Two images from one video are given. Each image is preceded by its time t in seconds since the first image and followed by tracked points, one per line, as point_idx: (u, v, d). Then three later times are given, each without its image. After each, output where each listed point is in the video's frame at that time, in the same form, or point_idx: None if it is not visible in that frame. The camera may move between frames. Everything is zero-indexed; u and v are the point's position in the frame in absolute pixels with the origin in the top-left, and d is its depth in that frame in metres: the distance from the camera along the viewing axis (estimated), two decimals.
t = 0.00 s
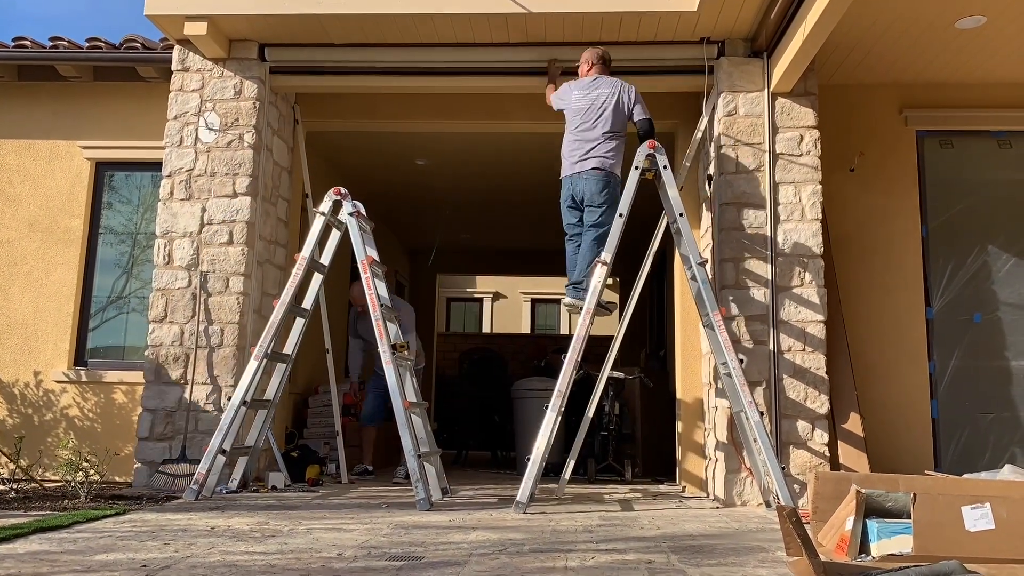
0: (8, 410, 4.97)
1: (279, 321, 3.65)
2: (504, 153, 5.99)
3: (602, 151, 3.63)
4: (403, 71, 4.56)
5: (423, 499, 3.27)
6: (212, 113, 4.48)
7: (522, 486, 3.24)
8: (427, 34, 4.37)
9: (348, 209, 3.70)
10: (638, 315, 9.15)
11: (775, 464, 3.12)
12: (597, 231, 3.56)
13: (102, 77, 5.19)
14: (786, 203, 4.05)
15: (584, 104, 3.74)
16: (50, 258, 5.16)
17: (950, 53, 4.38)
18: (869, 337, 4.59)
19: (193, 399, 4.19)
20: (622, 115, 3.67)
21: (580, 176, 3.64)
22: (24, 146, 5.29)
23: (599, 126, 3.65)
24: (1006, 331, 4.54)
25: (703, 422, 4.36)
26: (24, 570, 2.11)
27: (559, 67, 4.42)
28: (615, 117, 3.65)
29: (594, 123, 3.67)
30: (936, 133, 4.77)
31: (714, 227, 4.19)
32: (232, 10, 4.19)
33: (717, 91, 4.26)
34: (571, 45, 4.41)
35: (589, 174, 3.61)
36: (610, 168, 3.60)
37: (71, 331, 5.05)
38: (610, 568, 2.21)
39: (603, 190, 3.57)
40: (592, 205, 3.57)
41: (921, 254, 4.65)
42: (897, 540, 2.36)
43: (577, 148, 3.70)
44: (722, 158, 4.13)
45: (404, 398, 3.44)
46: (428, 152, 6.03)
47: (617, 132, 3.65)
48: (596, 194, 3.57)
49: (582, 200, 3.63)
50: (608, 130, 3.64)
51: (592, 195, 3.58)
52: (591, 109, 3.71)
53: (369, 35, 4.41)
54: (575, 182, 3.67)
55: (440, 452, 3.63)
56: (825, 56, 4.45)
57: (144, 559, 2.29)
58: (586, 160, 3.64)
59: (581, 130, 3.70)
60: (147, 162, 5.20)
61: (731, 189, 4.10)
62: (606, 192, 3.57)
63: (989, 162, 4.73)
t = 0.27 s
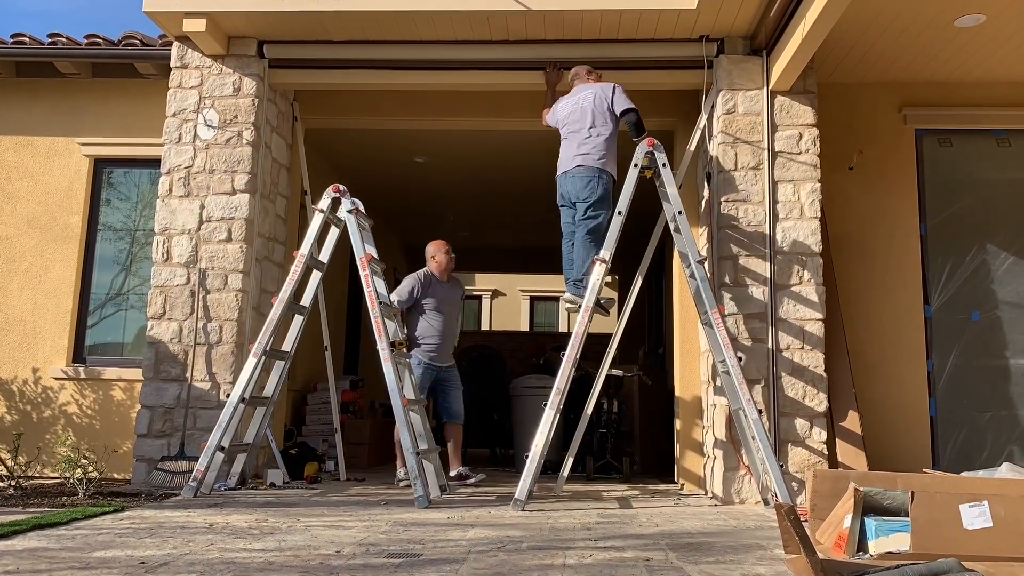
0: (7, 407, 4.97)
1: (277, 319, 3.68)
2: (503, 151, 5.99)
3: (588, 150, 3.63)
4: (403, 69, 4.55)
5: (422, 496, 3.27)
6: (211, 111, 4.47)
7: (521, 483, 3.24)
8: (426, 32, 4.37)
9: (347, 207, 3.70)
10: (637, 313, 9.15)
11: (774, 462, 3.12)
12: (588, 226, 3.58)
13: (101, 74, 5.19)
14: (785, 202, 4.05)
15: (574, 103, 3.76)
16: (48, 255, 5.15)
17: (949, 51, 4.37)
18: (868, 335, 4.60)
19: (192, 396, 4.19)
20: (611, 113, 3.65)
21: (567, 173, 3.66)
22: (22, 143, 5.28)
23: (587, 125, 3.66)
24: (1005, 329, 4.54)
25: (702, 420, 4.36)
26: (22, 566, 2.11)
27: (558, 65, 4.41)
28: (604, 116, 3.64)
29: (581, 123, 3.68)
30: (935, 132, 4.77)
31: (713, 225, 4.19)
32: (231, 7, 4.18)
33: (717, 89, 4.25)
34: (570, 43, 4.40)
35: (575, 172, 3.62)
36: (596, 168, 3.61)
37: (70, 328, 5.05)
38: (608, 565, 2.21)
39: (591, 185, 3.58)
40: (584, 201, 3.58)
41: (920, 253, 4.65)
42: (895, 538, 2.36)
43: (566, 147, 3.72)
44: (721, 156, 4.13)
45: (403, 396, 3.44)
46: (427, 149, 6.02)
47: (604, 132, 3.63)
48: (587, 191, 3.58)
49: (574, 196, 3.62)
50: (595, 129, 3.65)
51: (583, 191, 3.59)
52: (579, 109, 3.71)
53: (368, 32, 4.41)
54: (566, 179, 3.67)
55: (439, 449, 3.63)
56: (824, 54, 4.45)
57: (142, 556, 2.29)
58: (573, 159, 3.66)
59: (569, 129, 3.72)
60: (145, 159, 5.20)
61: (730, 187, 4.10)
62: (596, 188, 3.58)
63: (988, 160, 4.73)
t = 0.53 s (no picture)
0: (7, 407, 4.97)
1: (279, 318, 3.67)
2: (503, 151, 5.99)
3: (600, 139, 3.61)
4: (402, 70, 4.56)
5: (422, 496, 3.27)
6: (211, 111, 4.47)
7: (521, 484, 3.25)
8: (426, 32, 4.37)
9: (347, 207, 3.70)
10: (637, 313, 9.15)
11: (774, 462, 3.12)
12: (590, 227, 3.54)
13: (101, 74, 5.19)
14: (785, 202, 4.05)
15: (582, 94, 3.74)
16: (48, 255, 5.15)
17: (949, 51, 4.37)
18: (868, 336, 4.60)
19: (192, 397, 4.19)
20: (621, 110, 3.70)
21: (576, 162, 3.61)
22: (22, 144, 5.28)
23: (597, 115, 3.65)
24: (1005, 329, 4.54)
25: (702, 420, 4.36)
26: (22, 567, 2.11)
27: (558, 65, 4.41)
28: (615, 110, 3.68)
29: (592, 112, 3.67)
30: (935, 132, 4.77)
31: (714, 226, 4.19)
32: (231, 7, 4.18)
33: (717, 89, 4.25)
34: (570, 43, 4.40)
35: (586, 161, 3.57)
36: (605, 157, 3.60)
37: (70, 329, 5.05)
38: (608, 566, 2.21)
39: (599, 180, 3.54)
40: (589, 196, 3.53)
41: (920, 253, 4.65)
42: (895, 538, 2.36)
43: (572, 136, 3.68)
44: (721, 156, 4.13)
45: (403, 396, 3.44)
46: (427, 150, 6.02)
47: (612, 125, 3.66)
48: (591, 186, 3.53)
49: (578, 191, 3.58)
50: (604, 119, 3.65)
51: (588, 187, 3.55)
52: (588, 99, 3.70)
53: (368, 33, 4.41)
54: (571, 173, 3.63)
55: (439, 449, 3.63)
56: (824, 54, 4.45)
57: (142, 557, 2.29)
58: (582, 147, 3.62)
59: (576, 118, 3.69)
60: (145, 159, 5.20)
61: (730, 187, 4.10)
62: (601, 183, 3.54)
63: (988, 160, 4.73)
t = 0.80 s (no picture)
0: (6, 403, 4.97)
1: (277, 315, 3.69)
2: (503, 149, 5.99)
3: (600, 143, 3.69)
4: (402, 67, 4.56)
5: (420, 494, 3.27)
6: (210, 108, 4.47)
7: (519, 481, 3.25)
8: (425, 30, 4.37)
9: (346, 204, 3.70)
10: (636, 311, 9.15)
11: (770, 458, 3.16)
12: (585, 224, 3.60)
13: (100, 70, 5.18)
14: (785, 200, 4.05)
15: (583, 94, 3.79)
16: (47, 252, 5.15)
17: (949, 50, 4.37)
18: (867, 334, 4.60)
19: (191, 393, 4.19)
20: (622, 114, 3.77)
21: (575, 163, 3.68)
22: (21, 140, 5.27)
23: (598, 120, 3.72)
24: (1003, 328, 4.55)
25: (700, 418, 4.36)
26: (21, 563, 2.11)
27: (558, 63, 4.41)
28: (617, 115, 3.75)
29: (593, 115, 3.73)
30: (934, 130, 4.77)
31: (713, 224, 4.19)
32: (230, 4, 4.17)
33: (717, 87, 4.25)
34: (570, 41, 4.40)
35: (586, 163, 3.65)
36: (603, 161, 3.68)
37: (69, 325, 5.05)
38: (606, 563, 2.21)
39: (594, 180, 3.64)
40: (584, 195, 3.63)
41: (919, 252, 4.66)
42: (893, 536, 2.37)
43: (571, 137, 3.74)
44: (720, 154, 4.13)
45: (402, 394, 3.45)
46: (426, 147, 6.02)
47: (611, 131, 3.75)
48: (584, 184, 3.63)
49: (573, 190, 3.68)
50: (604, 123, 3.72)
51: (583, 186, 3.64)
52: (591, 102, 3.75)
53: (368, 30, 4.40)
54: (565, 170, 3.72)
55: (438, 447, 3.63)
56: (824, 52, 4.45)
57: (141, 553, 2.29)
58: (583, 149, 3.68)
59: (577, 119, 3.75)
60: (144, 156, 5.19)
61: (729, 186, 4.10)
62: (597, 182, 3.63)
63: (987, 159, 4.73)
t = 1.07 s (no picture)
0: (5, 398, 4.97)
1: (276, 311, 3.69)
2: (503, 145, 5.98)
3: (604, 109, 3.55)
4: (401, 63, 4.55)
5: (419, 490, 3.27)
6: (209, 103, 4.46)
7: (518, 477, 3.26)
8: (425, 26, 4.36)
9: (345, 200, 3.70)
10: (635, 308, 9.16)
11: (769, 455, 3.16)
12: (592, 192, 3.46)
13: (100, 66, 5.17)
14: (784, 197, 4.05)
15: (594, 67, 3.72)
16: (46, 247, 5.14)
17: (948, 48, 4.37)
18: (866, 331, 4.60)
19: (190, 389, 4.19)
20: (631, 86, 3.64)
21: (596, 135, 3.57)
22: (20, 135, 5.27)
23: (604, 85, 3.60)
24: (1002, 325, 4.55)
25: (699, 415, 4.37)
26: (20, 558, 2.11)
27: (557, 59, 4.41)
28: (626, 83, 3.62)
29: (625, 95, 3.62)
30: (933, 127, 4.77)
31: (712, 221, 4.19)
32: None
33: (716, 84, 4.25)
34: (570, 37, 4.39)
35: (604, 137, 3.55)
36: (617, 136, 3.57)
37: (68, 320, 5.05)
38: (605, 559, 2.22)
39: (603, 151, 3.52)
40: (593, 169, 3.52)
41: (918, 249, 4.66)
42: (891, 533, 2.37)
43: (576, 108, 3.64)
44: (720, 151, 4.13)
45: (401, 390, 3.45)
46: (426, 143, 6.01)
47: (620, 99, 3.59)
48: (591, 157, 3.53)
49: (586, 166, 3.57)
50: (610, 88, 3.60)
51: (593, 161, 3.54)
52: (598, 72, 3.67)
53: (367, 26, 4.40)
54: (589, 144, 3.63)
55: (436, 443, 3.63)
56: (824, 49, 4.44)
57: (141, 548, 2.30)
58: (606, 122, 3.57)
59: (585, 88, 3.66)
60: (144, 151, 5.19)
61: (728, 182, 4.10)
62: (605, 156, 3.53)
63: (987, 156, 4.73)
